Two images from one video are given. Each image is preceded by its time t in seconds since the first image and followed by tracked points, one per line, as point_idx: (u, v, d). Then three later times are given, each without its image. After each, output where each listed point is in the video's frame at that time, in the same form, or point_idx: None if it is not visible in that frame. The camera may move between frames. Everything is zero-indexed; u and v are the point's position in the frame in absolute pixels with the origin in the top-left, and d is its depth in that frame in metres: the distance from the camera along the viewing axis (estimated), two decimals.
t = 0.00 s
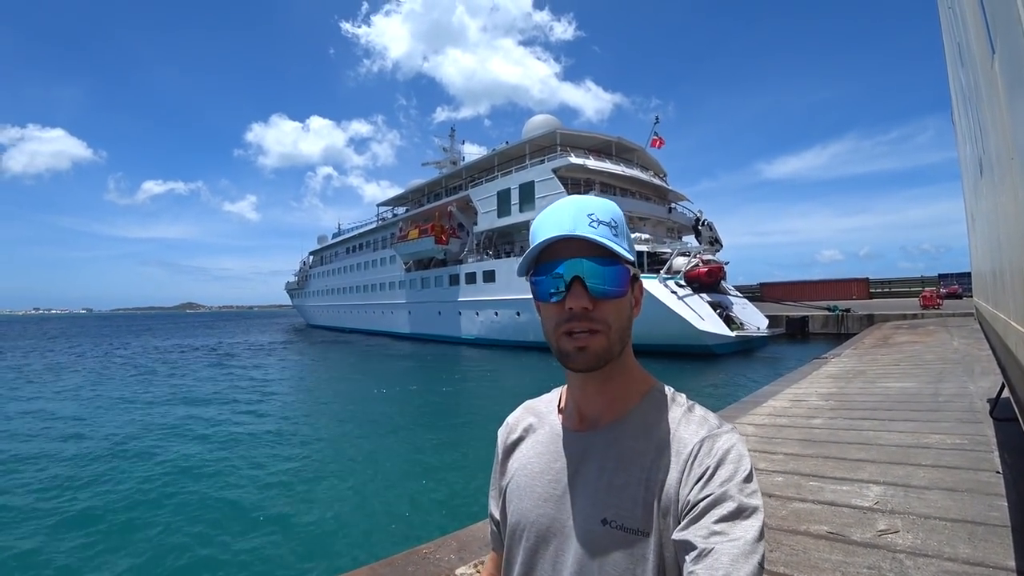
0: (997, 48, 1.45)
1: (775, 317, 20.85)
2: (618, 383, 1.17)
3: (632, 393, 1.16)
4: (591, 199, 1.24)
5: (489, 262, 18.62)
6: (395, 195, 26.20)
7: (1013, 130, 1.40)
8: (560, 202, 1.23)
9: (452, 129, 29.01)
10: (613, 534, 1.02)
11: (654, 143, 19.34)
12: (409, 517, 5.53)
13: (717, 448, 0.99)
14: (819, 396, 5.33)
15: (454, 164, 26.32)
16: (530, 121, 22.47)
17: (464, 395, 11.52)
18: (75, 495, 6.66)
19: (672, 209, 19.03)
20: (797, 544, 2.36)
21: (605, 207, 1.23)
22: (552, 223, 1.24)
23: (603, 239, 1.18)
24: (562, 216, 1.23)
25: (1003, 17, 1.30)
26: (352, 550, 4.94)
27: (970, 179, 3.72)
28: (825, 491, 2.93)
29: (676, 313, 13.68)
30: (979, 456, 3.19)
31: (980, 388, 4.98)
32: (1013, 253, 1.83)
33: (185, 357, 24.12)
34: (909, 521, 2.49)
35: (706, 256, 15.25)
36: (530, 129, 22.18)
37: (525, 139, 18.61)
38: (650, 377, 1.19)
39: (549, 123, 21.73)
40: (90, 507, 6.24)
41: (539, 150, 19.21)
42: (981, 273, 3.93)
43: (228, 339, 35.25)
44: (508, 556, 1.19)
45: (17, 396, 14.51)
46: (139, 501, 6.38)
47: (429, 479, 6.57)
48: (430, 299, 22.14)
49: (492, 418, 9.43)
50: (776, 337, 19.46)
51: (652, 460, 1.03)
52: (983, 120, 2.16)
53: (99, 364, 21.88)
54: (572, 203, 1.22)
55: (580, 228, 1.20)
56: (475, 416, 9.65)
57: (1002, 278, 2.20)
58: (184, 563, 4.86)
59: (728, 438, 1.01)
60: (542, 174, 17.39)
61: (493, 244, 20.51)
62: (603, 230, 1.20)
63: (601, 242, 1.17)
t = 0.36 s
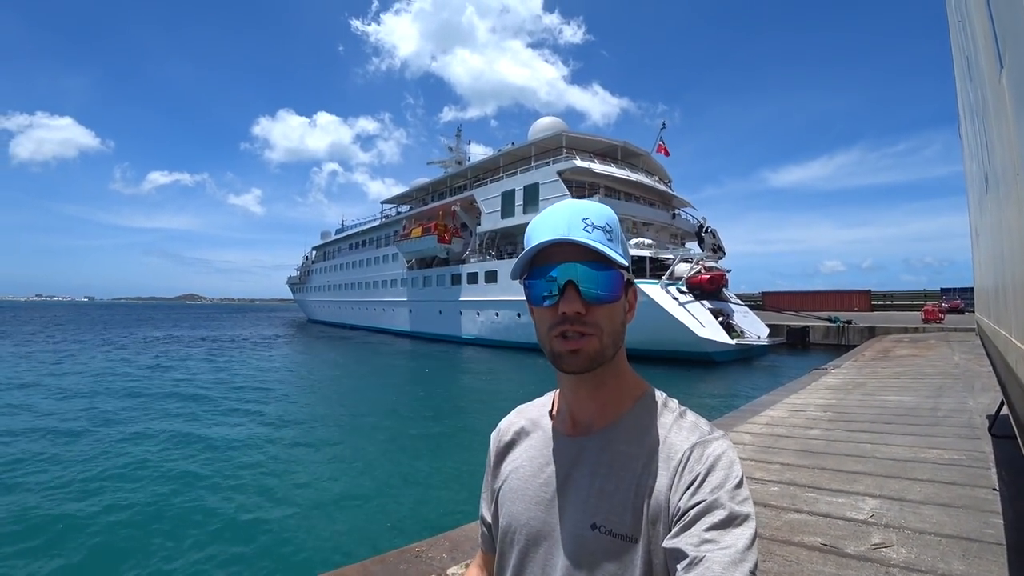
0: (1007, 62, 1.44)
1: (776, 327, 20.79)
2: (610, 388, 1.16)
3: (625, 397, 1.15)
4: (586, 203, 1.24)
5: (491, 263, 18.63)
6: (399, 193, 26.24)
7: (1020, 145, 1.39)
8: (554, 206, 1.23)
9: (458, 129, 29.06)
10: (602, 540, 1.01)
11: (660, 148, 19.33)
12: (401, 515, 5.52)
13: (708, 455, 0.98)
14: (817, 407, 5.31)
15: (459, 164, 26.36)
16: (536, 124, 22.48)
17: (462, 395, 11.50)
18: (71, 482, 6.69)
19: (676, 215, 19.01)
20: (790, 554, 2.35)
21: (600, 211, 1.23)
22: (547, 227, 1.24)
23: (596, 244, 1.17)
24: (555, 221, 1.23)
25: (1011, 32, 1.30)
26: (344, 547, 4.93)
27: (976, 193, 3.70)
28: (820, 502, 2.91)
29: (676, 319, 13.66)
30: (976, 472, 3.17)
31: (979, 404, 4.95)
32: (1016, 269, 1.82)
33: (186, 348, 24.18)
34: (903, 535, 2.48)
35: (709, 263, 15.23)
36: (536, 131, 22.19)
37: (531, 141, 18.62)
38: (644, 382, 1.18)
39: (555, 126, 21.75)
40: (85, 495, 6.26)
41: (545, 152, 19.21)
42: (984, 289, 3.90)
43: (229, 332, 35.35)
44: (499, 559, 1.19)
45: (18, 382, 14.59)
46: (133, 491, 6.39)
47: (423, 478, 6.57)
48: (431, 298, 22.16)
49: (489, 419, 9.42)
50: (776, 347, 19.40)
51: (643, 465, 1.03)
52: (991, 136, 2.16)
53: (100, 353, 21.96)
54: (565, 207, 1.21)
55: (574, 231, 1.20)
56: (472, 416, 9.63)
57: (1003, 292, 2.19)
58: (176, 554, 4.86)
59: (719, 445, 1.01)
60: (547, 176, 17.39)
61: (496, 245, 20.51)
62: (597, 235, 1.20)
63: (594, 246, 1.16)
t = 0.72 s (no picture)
0: (1013, 69, 1.45)
1: (777, 330, 20.79)
2: (611, 391, 1.16)
3: (626, 400, 1.16)
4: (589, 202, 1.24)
5: (492, 262, 18.63)
6: (402, 191, 26.25)
7: None
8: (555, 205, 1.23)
9: (461, 128, 29.07)
10: (601, 541, 1.02)
11: (663, 150, 19.33)
12: (399, 513, 5.53)
13: (709, 459, 0.99)
14: (817, 411, 5.31)
15: (462, 163, 26.37)
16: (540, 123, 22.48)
17: (461, 393, 11.51)
18: (71, 475, 6.71)
19: (678, 217, 19.02)
20: (788, 557, 2.36)
21: (604, 210, 1.23)
22: (550, 226, 1.24)
23: (600, 244, 1.18)
24: (558, 220, 1.23)
25: (1019, 40, 1.31)
26: (342, 543, 4.94)
27: (979, 200, 3.70)
28: (819, 506, 2.92)
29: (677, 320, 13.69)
30: (975, 478, 3.17)
31: (979, 410, 4.95)
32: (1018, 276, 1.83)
33: (186, 342, 24.21)
34: (901, 540, 2.48)
35: (710, 265, 15.23)
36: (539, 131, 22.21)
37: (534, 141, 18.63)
38: (645, 384, 1.19)
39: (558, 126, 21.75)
40: (84, 489, 6.26)
41: (548, 152, 19.21)
42: (985, 295, 3.91)
43: (229, 327, 35.38)
44: (498, 559, 1.19)
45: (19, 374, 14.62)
46: (133, 485, 6.40)
47: (422, 475, 6.58)
48: (432, 296, 22.19)
49: (488, 418, 9.42)
50: (776, 350, 19.40)
51: (644, 467, 1.03)
52: (994, 142, 2.17)
53: (101, 347, 21.99)
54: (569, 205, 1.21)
55: (577, 231, 1.20)
56: (471, 415, 9.65)
57: (1005, 299, 2.19)
58: (174, 549, 4.86)
59: (720, 449, 1.01)
60: (549, 176, 17.40)
61: (498, 244, 20.51)
62: (600, 235, 1.21)
63: (597, 247, 1.17)
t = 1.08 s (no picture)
0: (1007, 68, 1.46)
1: (775, 330, 20.82)
2: (611, 391, 1.16)
3: (625, 399, 1.16)
4: (596, 202, 1.23)
5: (491, 263, 18.62)
6: (400, 192, 26.24)
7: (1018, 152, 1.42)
8: (562, 203, 1.22)
9: (460, 129, 29.08)
10: (598, 541, 1.02)
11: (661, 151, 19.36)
12: (397, 514, 5.51)
13: (706, 460, 0.99)
14: (815, 411, 5.32)
15: (460, 164, 26.37)
16: (538, 124, 22.49)
17: (460, 394, 11.50)
18: (67, 477, 6.68)
19: (676, 217, 19.03)
20: (786, 557, 2.35)
21: (610, 211, 1.22)
22: (555, 226, 1.23)
23: (606, 246, 1.18)
24: (563, 219, 1.22)
25: (1012, 40, 1.32)
26: (339, 545, 4.93)
27: (976, 200, 3.71)
28: (817, 505, 2.92)
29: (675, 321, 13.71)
30: (972, 477, 3.18)
31: (976, 410, 4.96)
32: (1013, 275, 1.84)
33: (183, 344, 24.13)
34: (899, 539, 2.48)
35: (708, 265, 15.24)
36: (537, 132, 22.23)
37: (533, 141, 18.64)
38: (644, 384, 1.19)
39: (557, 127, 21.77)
40: (81, 490, 6.24)
41: (546, 152, 19.22)
42: (982, 294, 3.92)
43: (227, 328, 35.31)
44: (494, 557, 1.19)
45: (17, 376, 14.58)
46: (130, 486, 6.39)
47: (420, 477, 6.57)
48: (431, 297, 22.17)
49: (486, 418, 9.42)
50: (775, 350, 19.43)
51: (641, 466, 1.03)
52: (989, 141, 2.18)
53: (99, 348, 21.97)
54: (576, 204, 1.20)
55: (583, 232, 1.20)
56: (470, 416, 9.65)
57: (999, 298, 2.20)
58: (171, 551, 4.84)
59: (717, 450, 1.01)
60: (548, 177, 17.41)
61: (496, 245, 20.50)
62: (607, 237, 1.20)
63: (603, 249, 1.17)
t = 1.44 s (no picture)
0: (997, 66, 1.47)
1: (774, 328, 20.86)
2: (611, 391, 1.16)
3: (626, 400, 1.16)
4: (597, 203, 1.23)
5: (489, 263, 18.63)
6: (398, 194, 26.25)
7: (1008, 149, 1.44)
8: (564, 203, 1.22)
9: (457, 130, 29.10)
10: (597, 540, 1.02)
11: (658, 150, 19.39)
12: (397, 516, 5.51)
13: (704, 461, 0.99)
14: (814, 408, 5.33)
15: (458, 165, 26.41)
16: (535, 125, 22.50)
17: (460, 395, 11.49)
18: (65, 481, 6.67)
19: (674, 216, 19.06)
20: (786, 555, 2.35)
21: (612, 213, 1.22)
22: (557, 227, 1.23)
23: (606, 248, 1.18)
24: (565, 221, 1.22)
25: (1000, 39, 1.34)
26: (339, 547, 4.93)
27: (970, 197, 3.72)
28: (815, 503, 2.93)
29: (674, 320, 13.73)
30: (970, 473, 3.19)
31: (975, 406, 4.98)
32: (1007, 271, 1.86)
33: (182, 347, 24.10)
34: (898, 535, 2.49)
35: (706, 264, 15.26)
36: (535, 132, 22.24)
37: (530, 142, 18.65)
38: (643, 384, 1.19)
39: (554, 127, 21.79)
40: (81, 494, 6.23)
41: (543, 152, 19.23)
42: (979, 291, 3.92)
43: (226, 331, 35.27)
44: (494, 555, 1.20)
45: (15, 381, 14.55)
46: (130, 489, 6.37)
47: (420, 478, 6.57)
48: (429, 298, 22.17)
49: (486, 419, 9.42)
50: (774, 348, 19.46)
51: (640, 466, 1.03)
52: (983, 138, 2.19)
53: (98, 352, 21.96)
54: (578, 206, 1.20)
55: (585, 235, 1.20)
56: (469, 417, 9.65)
57: (996, 295, 2.22)
58: (170, 554, 4.83)
59: (715, 451, 1.01)
60: (545, 177, 17.42)
61: (495, 245, 20.50)
62: (609, 239, 1.21)
63: (605, 251, 1.17)
